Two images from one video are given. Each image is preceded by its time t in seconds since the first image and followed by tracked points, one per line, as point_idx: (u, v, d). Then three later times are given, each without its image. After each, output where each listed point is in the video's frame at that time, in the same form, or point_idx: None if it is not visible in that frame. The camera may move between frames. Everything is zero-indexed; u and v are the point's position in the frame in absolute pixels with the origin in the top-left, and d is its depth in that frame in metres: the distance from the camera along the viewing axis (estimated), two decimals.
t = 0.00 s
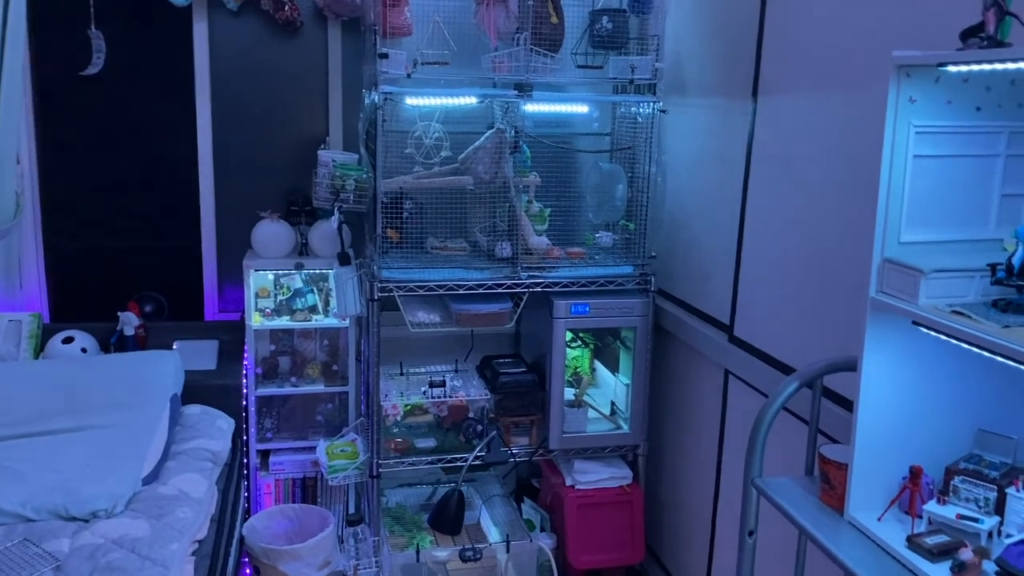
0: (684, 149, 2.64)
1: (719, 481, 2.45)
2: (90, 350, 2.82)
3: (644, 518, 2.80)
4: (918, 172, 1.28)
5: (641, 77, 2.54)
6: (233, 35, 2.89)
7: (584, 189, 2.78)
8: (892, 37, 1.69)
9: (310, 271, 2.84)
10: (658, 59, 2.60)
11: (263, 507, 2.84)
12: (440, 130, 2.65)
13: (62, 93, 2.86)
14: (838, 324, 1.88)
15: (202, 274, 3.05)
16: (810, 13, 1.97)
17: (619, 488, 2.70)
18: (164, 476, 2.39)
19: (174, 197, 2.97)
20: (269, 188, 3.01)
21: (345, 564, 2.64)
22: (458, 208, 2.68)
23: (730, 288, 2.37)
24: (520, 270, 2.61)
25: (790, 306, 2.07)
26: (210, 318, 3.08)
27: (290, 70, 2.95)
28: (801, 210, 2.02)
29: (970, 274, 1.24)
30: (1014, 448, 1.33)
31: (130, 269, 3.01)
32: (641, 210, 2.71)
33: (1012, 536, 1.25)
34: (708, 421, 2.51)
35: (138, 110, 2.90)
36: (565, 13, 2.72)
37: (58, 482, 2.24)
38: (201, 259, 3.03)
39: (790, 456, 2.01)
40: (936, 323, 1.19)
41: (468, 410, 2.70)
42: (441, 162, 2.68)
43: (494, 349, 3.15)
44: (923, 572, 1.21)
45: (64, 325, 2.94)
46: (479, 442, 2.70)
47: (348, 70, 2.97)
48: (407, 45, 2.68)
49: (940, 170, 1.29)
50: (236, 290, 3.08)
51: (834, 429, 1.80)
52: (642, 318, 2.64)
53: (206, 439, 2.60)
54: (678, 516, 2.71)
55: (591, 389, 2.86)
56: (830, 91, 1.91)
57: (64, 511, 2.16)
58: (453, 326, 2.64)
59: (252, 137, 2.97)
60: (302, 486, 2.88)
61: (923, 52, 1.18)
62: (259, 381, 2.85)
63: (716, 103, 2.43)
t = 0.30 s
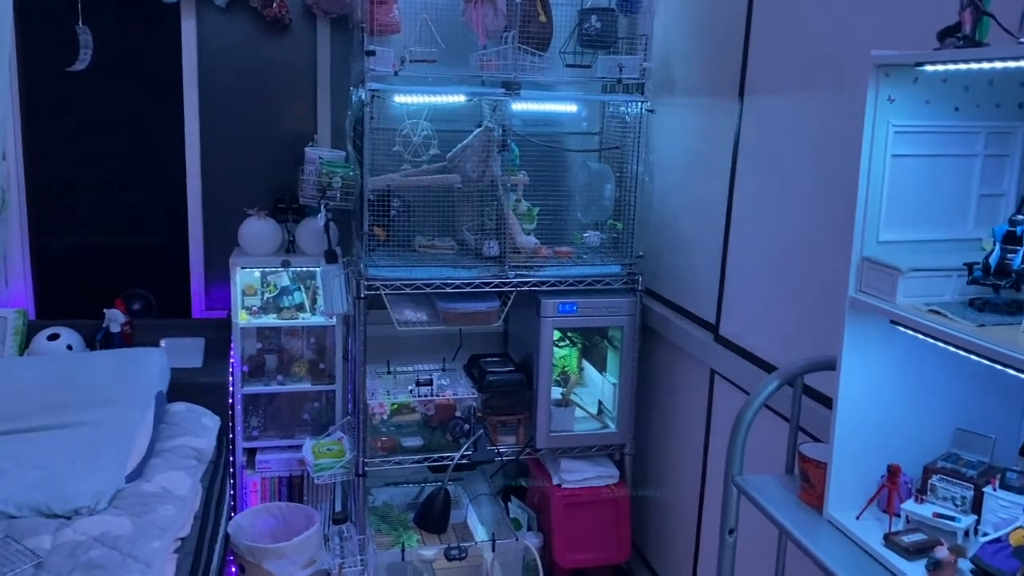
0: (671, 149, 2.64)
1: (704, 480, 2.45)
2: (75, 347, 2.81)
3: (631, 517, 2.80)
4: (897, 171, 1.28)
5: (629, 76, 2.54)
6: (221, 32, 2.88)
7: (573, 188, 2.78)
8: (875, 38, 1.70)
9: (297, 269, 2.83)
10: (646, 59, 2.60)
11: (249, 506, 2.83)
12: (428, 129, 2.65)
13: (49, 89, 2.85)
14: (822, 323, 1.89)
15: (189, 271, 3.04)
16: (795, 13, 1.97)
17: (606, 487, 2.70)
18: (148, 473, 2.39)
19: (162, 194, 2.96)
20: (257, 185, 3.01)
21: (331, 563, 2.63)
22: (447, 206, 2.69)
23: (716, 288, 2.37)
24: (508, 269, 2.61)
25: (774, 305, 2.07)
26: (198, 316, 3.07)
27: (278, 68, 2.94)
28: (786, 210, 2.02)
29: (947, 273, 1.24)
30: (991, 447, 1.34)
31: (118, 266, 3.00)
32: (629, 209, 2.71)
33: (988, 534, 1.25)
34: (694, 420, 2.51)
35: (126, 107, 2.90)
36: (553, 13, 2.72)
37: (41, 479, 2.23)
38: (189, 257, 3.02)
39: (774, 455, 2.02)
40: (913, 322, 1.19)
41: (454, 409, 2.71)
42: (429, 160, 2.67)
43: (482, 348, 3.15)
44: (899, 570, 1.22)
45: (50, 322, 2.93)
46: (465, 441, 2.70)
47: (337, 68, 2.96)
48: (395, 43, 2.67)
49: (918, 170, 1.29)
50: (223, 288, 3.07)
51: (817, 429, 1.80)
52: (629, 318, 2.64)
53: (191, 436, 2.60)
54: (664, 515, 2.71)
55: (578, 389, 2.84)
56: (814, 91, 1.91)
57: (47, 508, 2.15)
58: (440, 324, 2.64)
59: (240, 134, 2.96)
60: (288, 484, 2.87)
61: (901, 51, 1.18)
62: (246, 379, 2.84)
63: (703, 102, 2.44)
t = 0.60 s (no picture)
0: (666, 151, 2.65)
1: (697, 482, 2.46)
2: (68, 346, 2.81)
3: (624, 519, 2.81)
4: (890, 176, 1.29)
5: (624, 78, 2.56)
6: (216, 31, 2.88)
7: (567, 190, 2.80)
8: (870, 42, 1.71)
9: (291, 269, 2.83)
10: (642, 61, 2.60)
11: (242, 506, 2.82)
12: (423, 130, 2.65)
13: (43, 87, 2.84)
14: (815, 326, 1.89)
15: (182, 271, 3.03)
16: (790, 17, 1.98)
17: (600, 488, 2.70)
18: (141, 474, 2.38)
19: (155, 193, 2.96)
20: (251, 185, 3.00)
21: (323, 563, 2.63)
22: (441, 207, 2.68)
23: (709, 290, 2.38)
24: (502, 270, 2.61)
25: (768, 308, 2.08)
26: (191, 315, 3.06)
27: (273, 68, 2.94)
28: (780, 213, 2.03)
29: (940, 277, 1.25)
30: (982, 450, 1.36)
31: (111, 265, 2.99)
32: (623, 211, 2.72)
33: (980, 537, 1.25)
34: (687, 422, 2.52)
35: (120, 106, 2.89)
36: (549, 14, 2.72)
37: (33, 479, 2.22)
38: (182, 256, 3.01)
39: (767, 457, 2.02)
40: (906, 326, 1.20)
41: (448, 410, 2.70)
42: (424, 160, 2.68)
43: (476, 348, 3.15)
44: (891, 572, 1.22)
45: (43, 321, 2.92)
46: (459, 442, 2.70)
47: (332, 68, 2.96)
48: (390, 43, 2.67)
49: (912, 175, 1.30)
50: (217, 288, 3.07)
51: (810, 432, 1.81)
52: (623, 319, 2.64)
53: (184, 436, 2.59)
54: (657, 517, 2.72)
55: (572, 390, 2.85)
56: (808, 95, 1.92)
57: (38, 508, 2.14)
58: (433, 326, 2.64)
59: (235, 134, 2.96)
60: (281, 484, 2.87)
61: (896, 57, 1.19)
62: (239, 379, 2.84)
63: (698, 105, 2.44)
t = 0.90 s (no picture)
0: (659, 153, 2.65)
1: (688, 484, 2.46)
2: (58, 346, 2.79)
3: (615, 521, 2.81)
4: (882, 179, 1.29)
5: (617, 81, 2.56)
6: (209, 30, 2.87)
7: (560, 191, 2.78)
8: (862, 46, 1.71)
9: (283, 269, 2.82)
10: (635, 64, 2.60)
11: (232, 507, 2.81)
12: (416, 130, 2.65)
13: (35, 85, 2.83)
14: (806, 329, 1.89)
15: (174, 270, 3.02)
16: (784, 20, 1.98)
17: (591, 490, 2.70)
18: (131, 474, 2.37)
19: (147, 192, 2.94)
20: (244, 185, 2.99)
21: (314, 564, 2.63)
22: (434, 208, 2.69)
23: (702, 292, 2.38)
24: (495, 271, 2.61)
25: (760, 311, 2.08)
26: (182, 315, 3.05)
27: (266, 67, 2.93)
28: (773, 216, 2.03)
29: (931, 281, 1.25)
30: (972, 454, 1.35)
31: (102, 265, 2.98)
32: (616, 213, 2.72)
33: (969, 542, 1.25)
34: (679, 424, 2.52)
35: (112, 104, 2.88)
36: (543, 15, 2.72)
37: (22, 479, 2.21)
38: (174, 256, 3.00)
39: (758, 460, 2.02)
40: (897, 330, 1.20)
41: (440, 411, 2.70)
42: (417, 161, 2.67)
43: (469, 349, 3.15)
44: None
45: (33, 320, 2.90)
46: (450, 443, 2.69)
47: (325, 68, 2.95)
48: (384, 44, 2.67)
49: (903, 178, 1.30)
50: (208, 288, 3.05)
51: (802, 435, 1.81)
52: (615, 321, 2.64)
53: (174, 437, 2.58)
54: (648, 519, 2.72)
55: (564, 392, 2.85)
56: (801, 98, 1.92)
57: (27, 508, 2.13)
58: (426, 327, 2.63)
59: (227, 133, 2.94)
60: (272, 485, 2.86)
61: (888, 61, 1.19)
62: (230, 379, 2.83)
63: (691, 108, 2.44)
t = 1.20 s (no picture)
0: (656, 154, 2.65)
1: (684, 485, 2.46)
2: (52, 345, 2.79)
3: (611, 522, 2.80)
4: (880, 180, 1.29)
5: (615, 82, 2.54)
6: (205, 29, 2.86)
7: (557, 192, 2.79)
8: (860, 48, 1.71)
9: (279, 268, 2.81)
10: (633, 64, 2.61)
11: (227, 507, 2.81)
12: (413, 129, 2.66)
13: (30, 83, 2.82)
14: (803, 330, 1.89)
15: (170, 269, 3.01)
16: (781, 21, 1.98)
17: (587, 491, 2.70)
18: (125, 474, 2.36)
19: (142, 190, 2.94)
20: (240, 184, 2.98)
21: (309, 564, 2.62)
22: (431, 209, 2.71)
23: (699, 293, 2.38)
24: (492, 271, 2.60)
25: (756, 312, 2.08)
26: (177, 315, 3.04)
27: (263, 66, 2.92)
28: (769, 217, 2.03)
29: (929, 283, 1.25)
30: (969, 455, 1.35)
31: (97, 264, 2.97)
32: (613, 214, 2.71)
33: (966, 543, 1.25)
34: (675, 425, 2.52)
35: (108, 102, 2.87)
36: (540, 16, 2.72)
37: (16, 478, 2.20)
38: (170, 255, 2.99)
39: (755, 461, 2.02)
40: (894, 331, 1.20)
41: (436, 411, 2.68)
42: (414, 161, 2.68)
43: (465, 350, 3.15)
44: None
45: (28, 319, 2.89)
46: (446, 444, 2.68)
47: (323, 67, 2.95)
48: (382, 43, 2.66)
49: (901, 179, 1.30)
50: (203, 287, 3.04)
51: (798, 436, 1.81)
52: (611, 322, 2.64)
53: (170, 436, 2.57)
54: (644, 520, 2.72)
55: (560, 392, 2.85)
56: (798, 100, 1.92)
57: (21, 508, 2.12)
58: (422, 327, 2.62)
59: (225, 132, 2.94)
60: (267, 485, 2.85)
61: (887, 62, 1.19)
62: (225, 378, 2.82)
63: (689, 109, 2.44)
